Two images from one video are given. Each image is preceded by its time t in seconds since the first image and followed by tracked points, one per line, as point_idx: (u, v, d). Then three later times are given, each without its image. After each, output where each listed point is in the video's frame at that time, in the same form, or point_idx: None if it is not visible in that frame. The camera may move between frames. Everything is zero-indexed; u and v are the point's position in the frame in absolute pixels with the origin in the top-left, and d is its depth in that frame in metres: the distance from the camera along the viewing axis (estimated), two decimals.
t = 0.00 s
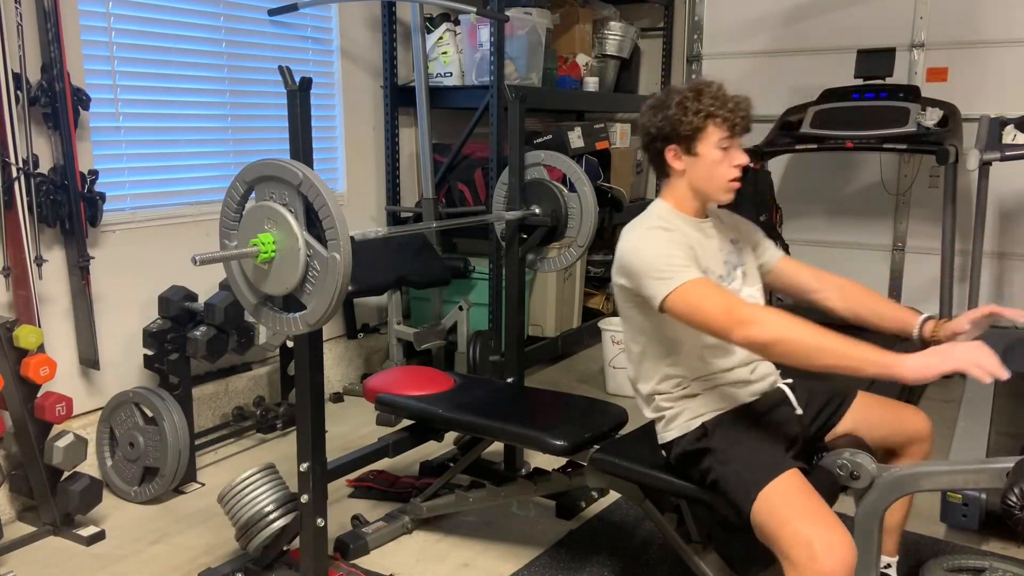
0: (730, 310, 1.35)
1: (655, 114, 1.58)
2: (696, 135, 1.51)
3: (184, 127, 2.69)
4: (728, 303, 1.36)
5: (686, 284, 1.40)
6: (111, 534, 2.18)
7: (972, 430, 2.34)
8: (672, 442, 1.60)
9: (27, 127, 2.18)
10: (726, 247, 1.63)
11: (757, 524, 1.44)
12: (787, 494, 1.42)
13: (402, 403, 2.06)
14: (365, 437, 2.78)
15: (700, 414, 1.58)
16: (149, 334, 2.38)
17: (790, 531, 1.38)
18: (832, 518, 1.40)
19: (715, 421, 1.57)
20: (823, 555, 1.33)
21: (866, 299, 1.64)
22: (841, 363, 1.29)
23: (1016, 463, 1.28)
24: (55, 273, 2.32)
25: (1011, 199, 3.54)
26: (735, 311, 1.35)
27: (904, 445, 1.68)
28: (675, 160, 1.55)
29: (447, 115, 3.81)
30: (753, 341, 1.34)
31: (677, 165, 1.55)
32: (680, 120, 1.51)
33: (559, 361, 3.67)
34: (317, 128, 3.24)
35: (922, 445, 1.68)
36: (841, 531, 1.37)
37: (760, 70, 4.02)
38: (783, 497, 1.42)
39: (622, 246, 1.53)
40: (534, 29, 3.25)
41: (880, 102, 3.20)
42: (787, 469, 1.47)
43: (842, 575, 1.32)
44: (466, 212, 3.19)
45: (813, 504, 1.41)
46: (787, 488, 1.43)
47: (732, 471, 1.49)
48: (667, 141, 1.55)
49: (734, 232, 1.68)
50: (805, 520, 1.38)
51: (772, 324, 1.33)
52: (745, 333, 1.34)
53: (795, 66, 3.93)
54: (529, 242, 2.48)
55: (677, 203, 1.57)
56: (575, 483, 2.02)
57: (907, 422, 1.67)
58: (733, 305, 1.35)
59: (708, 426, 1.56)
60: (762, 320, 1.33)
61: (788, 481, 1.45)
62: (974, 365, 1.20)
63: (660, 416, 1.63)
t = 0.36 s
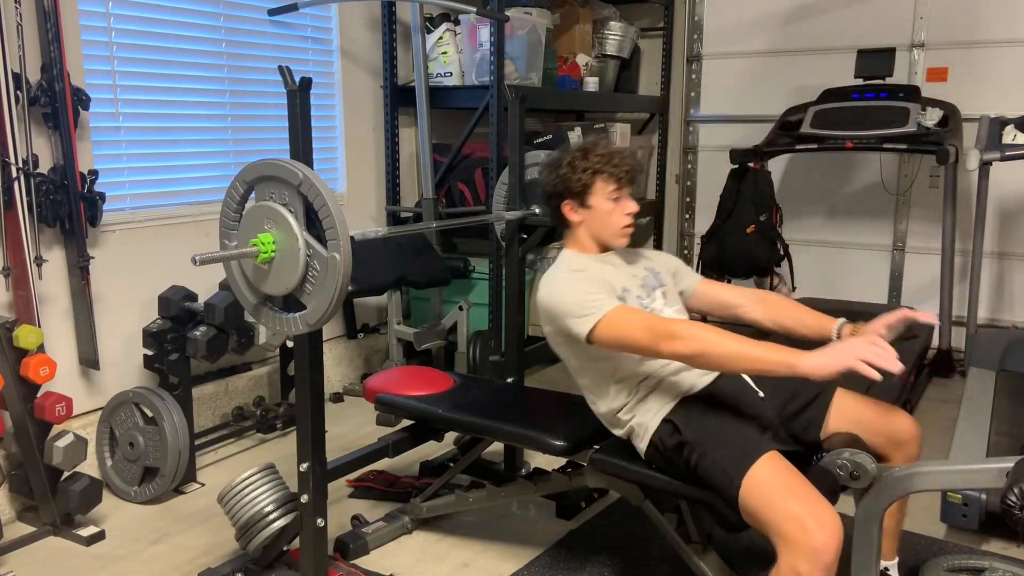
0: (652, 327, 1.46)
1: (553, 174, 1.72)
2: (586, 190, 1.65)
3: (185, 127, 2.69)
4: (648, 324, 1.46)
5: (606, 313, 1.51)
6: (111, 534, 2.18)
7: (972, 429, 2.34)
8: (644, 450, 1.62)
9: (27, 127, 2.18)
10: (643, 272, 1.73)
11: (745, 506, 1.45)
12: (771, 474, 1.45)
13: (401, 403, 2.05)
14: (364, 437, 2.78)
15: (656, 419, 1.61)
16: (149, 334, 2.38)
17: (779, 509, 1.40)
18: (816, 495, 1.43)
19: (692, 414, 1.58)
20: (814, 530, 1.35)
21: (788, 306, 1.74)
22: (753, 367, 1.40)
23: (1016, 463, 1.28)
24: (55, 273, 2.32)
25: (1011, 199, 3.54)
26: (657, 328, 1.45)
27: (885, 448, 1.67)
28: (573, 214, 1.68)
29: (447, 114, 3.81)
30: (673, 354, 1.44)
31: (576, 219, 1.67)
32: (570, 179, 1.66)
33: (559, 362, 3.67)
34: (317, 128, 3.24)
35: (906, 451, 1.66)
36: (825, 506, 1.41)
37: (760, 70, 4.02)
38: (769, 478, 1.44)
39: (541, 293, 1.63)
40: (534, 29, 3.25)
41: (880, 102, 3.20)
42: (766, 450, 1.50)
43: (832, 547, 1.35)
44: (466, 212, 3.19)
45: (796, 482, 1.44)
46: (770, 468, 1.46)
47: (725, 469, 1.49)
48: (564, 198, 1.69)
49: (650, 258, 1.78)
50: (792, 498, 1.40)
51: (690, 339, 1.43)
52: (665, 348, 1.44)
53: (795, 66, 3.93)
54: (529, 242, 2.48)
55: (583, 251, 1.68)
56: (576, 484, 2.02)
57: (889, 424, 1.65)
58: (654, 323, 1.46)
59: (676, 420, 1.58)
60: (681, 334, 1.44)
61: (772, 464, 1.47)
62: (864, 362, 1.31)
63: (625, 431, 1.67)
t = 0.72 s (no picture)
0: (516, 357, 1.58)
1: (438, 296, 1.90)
2: (462, 300, 1.81)
3: (185, 128, 2.69)
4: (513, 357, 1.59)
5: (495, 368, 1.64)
6: (111, 534, 2.18)
7: (971, 430, 2.34)
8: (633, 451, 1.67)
9: (27, 127, 2.18)
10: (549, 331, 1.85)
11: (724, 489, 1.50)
12: (745, 458, 1.50)
13: (401, 403, 2.05)
14: (364, 437, 2.79)
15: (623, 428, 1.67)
16: (149, 334, 2.38)
17: (754, 491, 1.45)
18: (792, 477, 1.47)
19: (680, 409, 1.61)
20: (788, 508, 1.39)
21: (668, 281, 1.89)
22: (577, 320, 1.51)
23: (1014, 463, 1.28)
24: (55, 273, 2.32)
25: (1011, 199, 3.54)
26: (518, 353, 1.58)
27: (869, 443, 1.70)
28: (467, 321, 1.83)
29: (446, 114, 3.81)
30: (535, 362, 1.55)
31: (468, 324, 1.83)
32: (449, 295, 1.83)
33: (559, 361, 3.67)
34: (317, 128, 3.24)
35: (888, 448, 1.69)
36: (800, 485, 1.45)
37: (760, 70, 4.02)
38: (742, 463, 1.49)
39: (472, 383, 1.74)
40: (534, 29, 3.25)
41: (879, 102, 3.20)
42: (740, 434, 1.55)
43: (807, 525, 1.39)
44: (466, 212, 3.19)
45: (770, 464, 1.49)
46: (744, 451, 1.51)
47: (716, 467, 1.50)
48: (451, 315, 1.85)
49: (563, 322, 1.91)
50: (767, 480, 1.45)
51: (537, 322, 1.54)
52: (529, 363, 1.55)
53: (795, 66, 3.93)
54: (529, 242, 2.48)
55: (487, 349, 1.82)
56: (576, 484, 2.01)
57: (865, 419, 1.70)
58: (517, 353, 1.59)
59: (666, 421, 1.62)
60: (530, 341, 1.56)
61: (749, 450, 1.52)
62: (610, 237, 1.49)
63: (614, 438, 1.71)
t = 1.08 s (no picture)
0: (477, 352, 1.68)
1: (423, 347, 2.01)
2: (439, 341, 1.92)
3: (185, 128, 2.69)
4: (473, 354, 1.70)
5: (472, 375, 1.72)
6: (111, 534, 2.18)
7: (971, 430, 2.34)
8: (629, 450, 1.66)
9: (27, 127, 2.18)
10: (544, 330, 1.88)
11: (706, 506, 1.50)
12: (733, 477, 1.49)
13: (400, 403, 2.05)
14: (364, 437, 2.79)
15: (634, 408, 1.65)
16: (149, 334, 2.38)
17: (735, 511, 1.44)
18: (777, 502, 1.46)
19: (678, 410, 1.62)
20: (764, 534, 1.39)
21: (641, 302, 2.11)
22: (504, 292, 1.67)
23: (1015, 463, 1.28)
24: (55, 272, 2.32)
25: (1011, 199, 3.54)
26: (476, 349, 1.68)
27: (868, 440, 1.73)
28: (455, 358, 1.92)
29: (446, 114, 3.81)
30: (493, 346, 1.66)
31: (457, 361, 1.91)
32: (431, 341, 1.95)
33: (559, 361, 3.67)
34: (317, 128, 3.24)
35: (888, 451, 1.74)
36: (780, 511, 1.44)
37: (760, 70, 4.02)
38: (727, 480, 1.49)
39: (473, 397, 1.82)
40: (534, 29, 3.25)
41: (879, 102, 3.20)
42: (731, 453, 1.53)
43: (781, 554, 1.38)
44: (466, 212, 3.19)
45: (757, 485, 1.48)
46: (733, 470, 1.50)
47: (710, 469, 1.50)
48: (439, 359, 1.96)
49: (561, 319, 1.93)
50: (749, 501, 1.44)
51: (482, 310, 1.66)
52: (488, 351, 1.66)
53: (795, 66, 3.93)
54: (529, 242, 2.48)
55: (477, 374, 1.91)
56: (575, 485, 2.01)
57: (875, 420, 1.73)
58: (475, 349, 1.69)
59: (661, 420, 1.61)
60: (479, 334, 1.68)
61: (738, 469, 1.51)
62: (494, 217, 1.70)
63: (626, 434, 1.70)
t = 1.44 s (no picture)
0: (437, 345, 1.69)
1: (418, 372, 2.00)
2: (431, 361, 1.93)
3: (185, 128, 2.69)
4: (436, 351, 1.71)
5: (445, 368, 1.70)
6: (111, 534, 2.18)
7: (971, 429, 2.34)
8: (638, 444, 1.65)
9: (27, 127, 2.18)
10: (543, 332, 1.90)
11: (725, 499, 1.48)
12: (755, 470, 1.47)
13: (400, 403, 2.06)
14: (364, 437, 2.78)
15: (641, 399, 1.64)
16: (149, 333, 2.38)
17: (761, 504, 1.43)
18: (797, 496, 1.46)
19: (678, 406, 1.61)
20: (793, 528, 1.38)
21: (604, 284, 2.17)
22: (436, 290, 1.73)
23: (1015, 463, 1.28)
24: (55, 272, 2.32)
25: (1011, 199, 3.54)
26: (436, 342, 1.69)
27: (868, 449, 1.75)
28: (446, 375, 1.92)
29: (446, 114, 3.81)
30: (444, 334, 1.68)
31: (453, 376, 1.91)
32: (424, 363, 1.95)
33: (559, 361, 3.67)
34: (317, 128, 3.24)
35: (893, 457, 1.77)
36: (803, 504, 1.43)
37: (760, 70, 4.02)
38: (751, 474, 1.46)
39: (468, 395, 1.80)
40: (534, 29, 3.25)
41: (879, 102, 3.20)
42: (753, 448, 1.51)
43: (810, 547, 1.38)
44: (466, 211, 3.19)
45: (779, 480, 1.46)
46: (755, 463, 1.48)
47: (714, 467, 1.49)
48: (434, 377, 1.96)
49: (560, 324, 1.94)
50: (774, 495, 1.43)
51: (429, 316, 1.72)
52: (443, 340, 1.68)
53: (795, 66, 3.93)
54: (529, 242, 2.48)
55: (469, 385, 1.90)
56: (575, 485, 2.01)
57: (881, 429, 1.73)
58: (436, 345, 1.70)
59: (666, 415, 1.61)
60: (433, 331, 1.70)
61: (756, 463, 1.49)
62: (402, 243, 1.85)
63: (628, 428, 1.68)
